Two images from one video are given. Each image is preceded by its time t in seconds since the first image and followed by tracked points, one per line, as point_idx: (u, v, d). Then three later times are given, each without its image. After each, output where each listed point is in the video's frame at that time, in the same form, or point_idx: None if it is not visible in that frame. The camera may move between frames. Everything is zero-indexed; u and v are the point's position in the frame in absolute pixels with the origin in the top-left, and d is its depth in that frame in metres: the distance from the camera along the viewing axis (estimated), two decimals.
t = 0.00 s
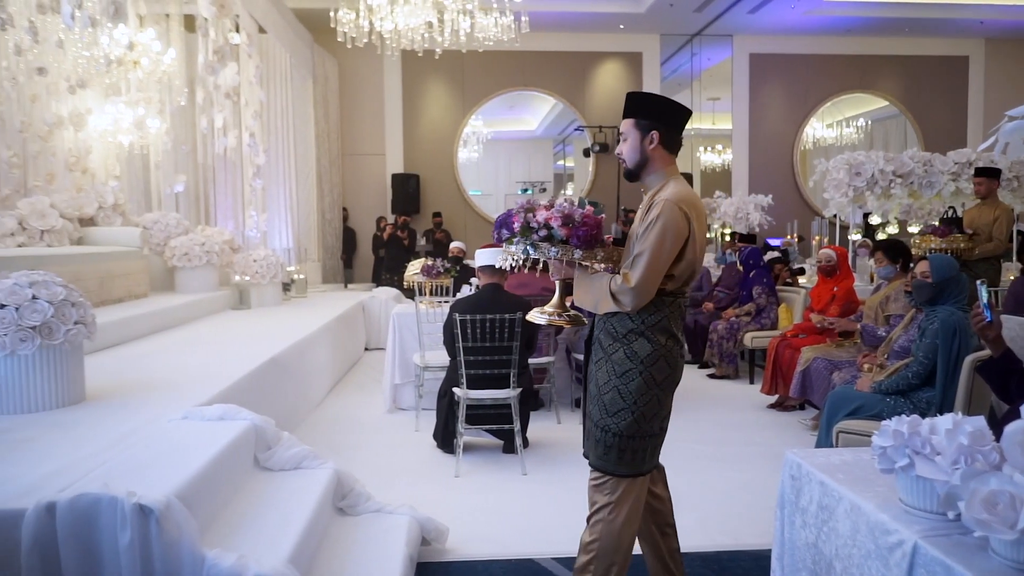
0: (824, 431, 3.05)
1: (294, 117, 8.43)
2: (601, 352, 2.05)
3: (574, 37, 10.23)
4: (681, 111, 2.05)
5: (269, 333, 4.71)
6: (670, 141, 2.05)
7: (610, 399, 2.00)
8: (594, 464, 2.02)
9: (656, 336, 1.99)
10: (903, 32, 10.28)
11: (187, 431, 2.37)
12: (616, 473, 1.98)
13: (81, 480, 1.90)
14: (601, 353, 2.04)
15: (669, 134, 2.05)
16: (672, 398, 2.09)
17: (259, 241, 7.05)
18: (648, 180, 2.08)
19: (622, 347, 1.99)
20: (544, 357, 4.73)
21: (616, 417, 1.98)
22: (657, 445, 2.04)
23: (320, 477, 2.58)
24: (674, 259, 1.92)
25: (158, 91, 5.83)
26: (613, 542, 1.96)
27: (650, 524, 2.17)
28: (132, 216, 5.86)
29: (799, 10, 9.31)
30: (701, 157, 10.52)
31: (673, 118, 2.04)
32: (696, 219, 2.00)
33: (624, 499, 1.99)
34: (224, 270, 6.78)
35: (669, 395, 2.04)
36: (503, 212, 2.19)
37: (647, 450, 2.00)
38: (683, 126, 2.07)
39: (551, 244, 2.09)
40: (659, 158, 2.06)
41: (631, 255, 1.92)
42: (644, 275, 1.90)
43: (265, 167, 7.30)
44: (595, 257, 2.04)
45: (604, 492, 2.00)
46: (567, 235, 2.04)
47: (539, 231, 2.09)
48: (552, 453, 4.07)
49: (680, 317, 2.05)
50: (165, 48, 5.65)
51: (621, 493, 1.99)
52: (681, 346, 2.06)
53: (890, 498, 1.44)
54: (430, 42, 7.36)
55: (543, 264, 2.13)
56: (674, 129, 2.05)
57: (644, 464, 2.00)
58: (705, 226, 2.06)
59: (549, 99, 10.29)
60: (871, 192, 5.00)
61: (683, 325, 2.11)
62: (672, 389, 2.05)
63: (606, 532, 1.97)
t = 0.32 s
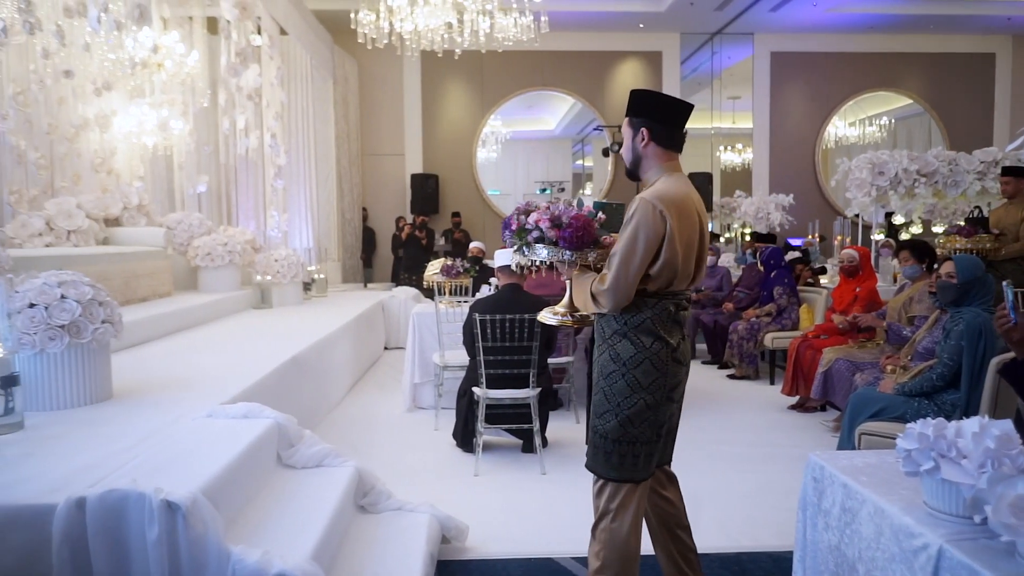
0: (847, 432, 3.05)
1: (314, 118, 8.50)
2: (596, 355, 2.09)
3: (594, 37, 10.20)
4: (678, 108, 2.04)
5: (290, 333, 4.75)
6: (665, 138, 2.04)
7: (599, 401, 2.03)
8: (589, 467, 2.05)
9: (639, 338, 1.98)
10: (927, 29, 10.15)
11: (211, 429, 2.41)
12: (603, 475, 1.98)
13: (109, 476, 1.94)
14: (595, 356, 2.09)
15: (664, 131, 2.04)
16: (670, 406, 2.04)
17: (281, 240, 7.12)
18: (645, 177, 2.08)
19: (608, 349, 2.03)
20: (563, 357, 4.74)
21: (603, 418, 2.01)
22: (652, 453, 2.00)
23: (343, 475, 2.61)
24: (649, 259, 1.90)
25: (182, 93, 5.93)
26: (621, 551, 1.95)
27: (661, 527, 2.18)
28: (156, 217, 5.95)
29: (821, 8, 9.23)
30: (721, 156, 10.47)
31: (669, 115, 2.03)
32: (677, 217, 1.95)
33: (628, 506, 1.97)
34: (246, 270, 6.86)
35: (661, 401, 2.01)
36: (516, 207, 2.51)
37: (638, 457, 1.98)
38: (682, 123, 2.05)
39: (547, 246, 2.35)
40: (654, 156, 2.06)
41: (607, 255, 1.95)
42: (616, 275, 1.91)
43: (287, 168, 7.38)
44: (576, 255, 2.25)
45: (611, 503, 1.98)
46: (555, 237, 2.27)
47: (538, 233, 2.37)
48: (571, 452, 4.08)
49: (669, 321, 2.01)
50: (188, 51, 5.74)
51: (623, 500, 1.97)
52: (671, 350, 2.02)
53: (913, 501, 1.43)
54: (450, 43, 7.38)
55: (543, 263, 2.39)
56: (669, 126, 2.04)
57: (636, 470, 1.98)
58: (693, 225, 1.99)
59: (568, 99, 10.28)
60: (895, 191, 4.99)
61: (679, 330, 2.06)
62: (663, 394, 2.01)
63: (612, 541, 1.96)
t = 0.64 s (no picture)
0: (866, 434, 3.02)
1: (332, 118, 8.54)
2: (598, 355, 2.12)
3: (611, 36, 10.18)
4: (672, 101, 2.01)
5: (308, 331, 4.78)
6: (656, 134, 2.03)
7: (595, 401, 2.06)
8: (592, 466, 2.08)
9: (626, 340, 1.98)
10: (949, 26, 10.03)
11: (231, 426, 2.43)
12: (598, 475, 2.01)
13: (133, 473, 1.97)
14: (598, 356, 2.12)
15: (657, 127, 2.03)
16: (668, 410, 2.00)
17: (298, 241, 7.20)
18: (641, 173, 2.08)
19: (601, 350, 2.04)
20: (580, 357, 4.74)
21: (595, 419, 2.03)
22: (649, 459, 1.97)
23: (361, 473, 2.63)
24: (618, 256, 1.90)
25: (202, 95, 6.01)
26: (636, 558, 1.96)
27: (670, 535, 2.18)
28: (176, 217, 6.01)
29: (840, 6, 9.15)
30: (738, 155, 10.42)
31: (662, 110, 2.01)
32: (651, 213, 1.91)
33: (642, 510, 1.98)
34: (264, 269, 6.93)
35: (654, 405, 1.97)
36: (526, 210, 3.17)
37: (633, 462, 1.97)
38: (676, 117, 2.02)
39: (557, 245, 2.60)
40: (647, 152, 2.05)
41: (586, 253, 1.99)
42: (588, 272, 1.94)
43: (304, 168, 7.44)
44: (574, 252, 2.46)
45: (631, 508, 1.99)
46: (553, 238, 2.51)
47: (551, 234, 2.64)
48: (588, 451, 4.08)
49: (657, 322, 1.96)
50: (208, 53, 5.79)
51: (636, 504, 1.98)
52: (663, 353, 1.97)
53: (936, 504, 1.42)
54: (466, 43, 7.39)
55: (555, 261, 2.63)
56: (662, 121, 2.02)
57: (626, 473, 1.97)
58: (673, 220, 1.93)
59: (585, 99, 10.28)
60: (916, 191, 4.96)
61: (674, 331, 2.00)
62: (655, 398, 1.97)
63: (626, 547, 1.97)
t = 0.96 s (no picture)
0: (883, 435, 3.02)
1: (345, 118, 8.58)
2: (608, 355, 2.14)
3: (624, 36, 10.17)
4: (665, 97, 1.99)
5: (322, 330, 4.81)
6: (651, 132, 2.00)
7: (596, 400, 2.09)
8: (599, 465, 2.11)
9: (614, 340, 1.99)
10: (966, 24, 9.95)
11: (247, 424, 2.46)
12: (596, 474, 2.03)
13: (151, 469, 2.00)
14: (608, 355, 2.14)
15: (651, 125, 2.01)
16: (659, 414, 1.96)
17: (312, 240, 7.25)
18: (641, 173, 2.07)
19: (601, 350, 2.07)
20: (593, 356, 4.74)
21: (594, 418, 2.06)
22: (640, 462, 1.96)
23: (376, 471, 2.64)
24: (591, 256, 1.93)
25: (218, 96, 6.06)
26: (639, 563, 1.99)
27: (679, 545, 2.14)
28: (192, 217, 6.07)
29: (855, 4, 9.10)
30: (752, 155, 10.37)
31: (655, 108, 2.00)
32: (627, 213, 1.91)
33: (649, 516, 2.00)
34: (279, 269, 6.99)
35: (642, 408, 1.95)
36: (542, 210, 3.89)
37: (623, 463, 1.97)
38: (670, 114, 1.99)
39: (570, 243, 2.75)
40: (643, 150, 2.04)
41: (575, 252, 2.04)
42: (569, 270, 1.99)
43: (319, 168, 7.49)
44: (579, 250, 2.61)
45: (643, 507, 2.00)
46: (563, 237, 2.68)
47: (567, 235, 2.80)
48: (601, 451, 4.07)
49: (642, 323, 1.94)
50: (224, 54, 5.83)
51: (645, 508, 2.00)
52: (649, 354, 1.94)
53: (953, 505, 1.41)
54: (480, 44, 7.41)
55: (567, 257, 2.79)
56: (655, 119, 2.00)
57: (616, 473, 1.97)
58: (652, 219, 1.90)
59: (598, 98, 10.27)
60: (932, 190, 4.92)
61: (664, 333, 1.95)
62: (643, 400, 1.95)
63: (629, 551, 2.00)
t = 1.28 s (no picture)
0: (895, 432, 3.04)
1: (355, 118, 8.61)
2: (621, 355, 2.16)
3: (634, 35, 10.15)
4: (666, 97, 1.98)
5: (333, 329, 4.83)
6: (652, 133, 2.00)
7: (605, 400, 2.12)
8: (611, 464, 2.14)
9: (609, 341, 2.01)
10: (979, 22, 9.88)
11: (256, 422, 2.48)
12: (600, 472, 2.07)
13: (164, 466, 2.01)
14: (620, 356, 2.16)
15: (652, 125, 2.00)
16: (650, 416, 1.95)
17: (322, 240, 7.31)
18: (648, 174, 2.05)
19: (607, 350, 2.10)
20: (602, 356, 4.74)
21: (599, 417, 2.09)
22: (630, 463, 1.97)
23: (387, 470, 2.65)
24: (579, 257, 1.98)
25: (230, 96, 6.02)
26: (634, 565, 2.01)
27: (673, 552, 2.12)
28: (203, 217, 6.10)
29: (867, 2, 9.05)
30: (763, 154, 10.34)
31: (656, 107, 1.99)
32: (613, 215, 1.91)
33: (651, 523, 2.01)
34: (289, 268, 7.03)
35: (631, 409, 1.96)
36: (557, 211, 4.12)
37: (616, 463, 1.99)
38: (670, 112, 1.98)
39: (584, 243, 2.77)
40: (645, 150, 2.04)
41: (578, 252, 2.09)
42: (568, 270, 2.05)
43: (329, 168, 7.53)
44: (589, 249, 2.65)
45: (649, 504, 2.01)
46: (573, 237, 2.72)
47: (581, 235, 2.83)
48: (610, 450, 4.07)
49: (630, 324, 1.95)
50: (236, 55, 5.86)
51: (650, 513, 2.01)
52: (636, 356, 1.94)
53: (965, 504, 1.41)
54: (489, 44, 7.42)
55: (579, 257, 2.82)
56: (656, 118, 1.99)
57: (610, 473, 2.00)
58: (637, 221, 1.89)
59: (608, 98, 10.26)
60: (945, 190, 4.89)
61: (653, 335, 1.94)
62: (631, 401, 1.95)
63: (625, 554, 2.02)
